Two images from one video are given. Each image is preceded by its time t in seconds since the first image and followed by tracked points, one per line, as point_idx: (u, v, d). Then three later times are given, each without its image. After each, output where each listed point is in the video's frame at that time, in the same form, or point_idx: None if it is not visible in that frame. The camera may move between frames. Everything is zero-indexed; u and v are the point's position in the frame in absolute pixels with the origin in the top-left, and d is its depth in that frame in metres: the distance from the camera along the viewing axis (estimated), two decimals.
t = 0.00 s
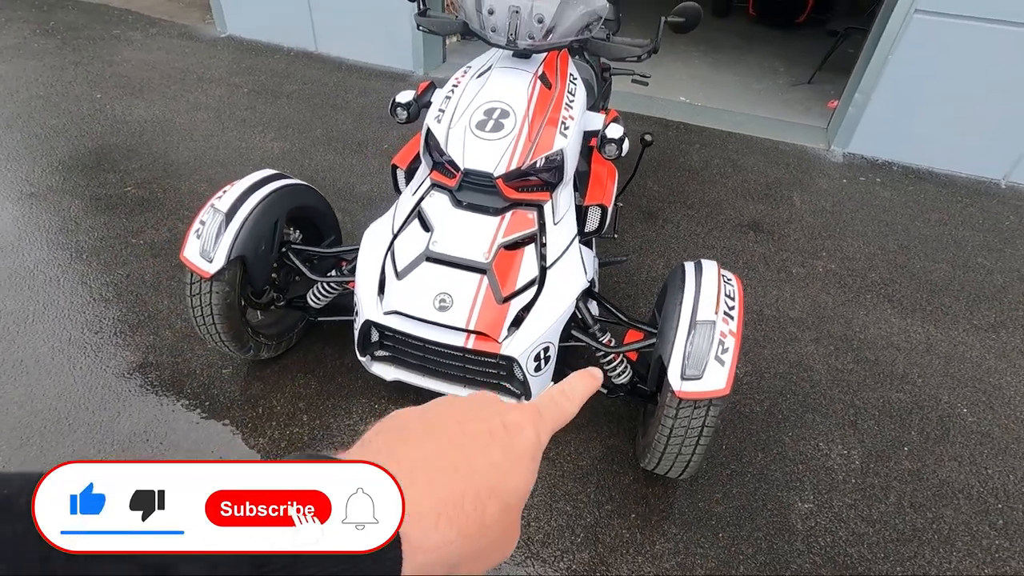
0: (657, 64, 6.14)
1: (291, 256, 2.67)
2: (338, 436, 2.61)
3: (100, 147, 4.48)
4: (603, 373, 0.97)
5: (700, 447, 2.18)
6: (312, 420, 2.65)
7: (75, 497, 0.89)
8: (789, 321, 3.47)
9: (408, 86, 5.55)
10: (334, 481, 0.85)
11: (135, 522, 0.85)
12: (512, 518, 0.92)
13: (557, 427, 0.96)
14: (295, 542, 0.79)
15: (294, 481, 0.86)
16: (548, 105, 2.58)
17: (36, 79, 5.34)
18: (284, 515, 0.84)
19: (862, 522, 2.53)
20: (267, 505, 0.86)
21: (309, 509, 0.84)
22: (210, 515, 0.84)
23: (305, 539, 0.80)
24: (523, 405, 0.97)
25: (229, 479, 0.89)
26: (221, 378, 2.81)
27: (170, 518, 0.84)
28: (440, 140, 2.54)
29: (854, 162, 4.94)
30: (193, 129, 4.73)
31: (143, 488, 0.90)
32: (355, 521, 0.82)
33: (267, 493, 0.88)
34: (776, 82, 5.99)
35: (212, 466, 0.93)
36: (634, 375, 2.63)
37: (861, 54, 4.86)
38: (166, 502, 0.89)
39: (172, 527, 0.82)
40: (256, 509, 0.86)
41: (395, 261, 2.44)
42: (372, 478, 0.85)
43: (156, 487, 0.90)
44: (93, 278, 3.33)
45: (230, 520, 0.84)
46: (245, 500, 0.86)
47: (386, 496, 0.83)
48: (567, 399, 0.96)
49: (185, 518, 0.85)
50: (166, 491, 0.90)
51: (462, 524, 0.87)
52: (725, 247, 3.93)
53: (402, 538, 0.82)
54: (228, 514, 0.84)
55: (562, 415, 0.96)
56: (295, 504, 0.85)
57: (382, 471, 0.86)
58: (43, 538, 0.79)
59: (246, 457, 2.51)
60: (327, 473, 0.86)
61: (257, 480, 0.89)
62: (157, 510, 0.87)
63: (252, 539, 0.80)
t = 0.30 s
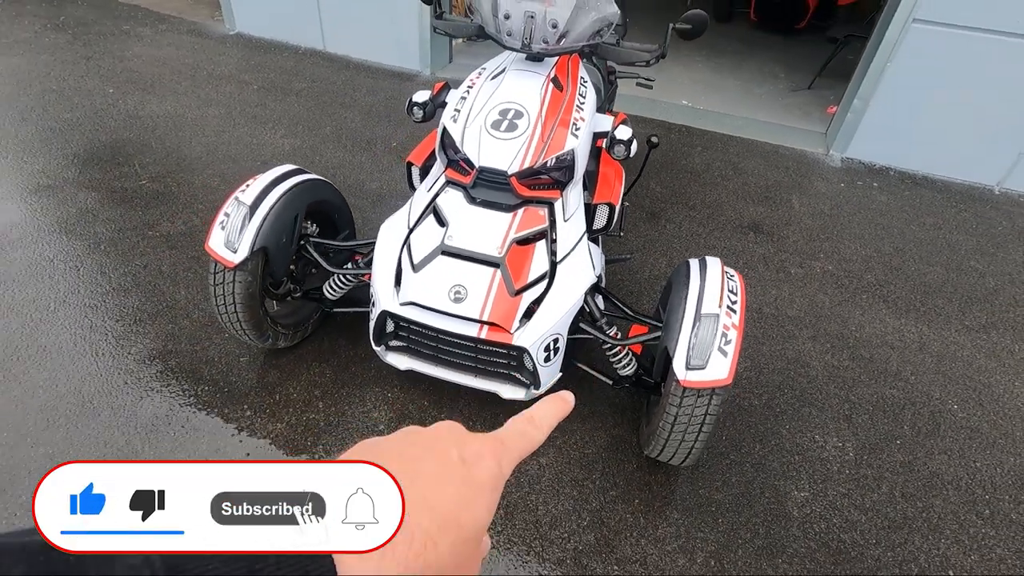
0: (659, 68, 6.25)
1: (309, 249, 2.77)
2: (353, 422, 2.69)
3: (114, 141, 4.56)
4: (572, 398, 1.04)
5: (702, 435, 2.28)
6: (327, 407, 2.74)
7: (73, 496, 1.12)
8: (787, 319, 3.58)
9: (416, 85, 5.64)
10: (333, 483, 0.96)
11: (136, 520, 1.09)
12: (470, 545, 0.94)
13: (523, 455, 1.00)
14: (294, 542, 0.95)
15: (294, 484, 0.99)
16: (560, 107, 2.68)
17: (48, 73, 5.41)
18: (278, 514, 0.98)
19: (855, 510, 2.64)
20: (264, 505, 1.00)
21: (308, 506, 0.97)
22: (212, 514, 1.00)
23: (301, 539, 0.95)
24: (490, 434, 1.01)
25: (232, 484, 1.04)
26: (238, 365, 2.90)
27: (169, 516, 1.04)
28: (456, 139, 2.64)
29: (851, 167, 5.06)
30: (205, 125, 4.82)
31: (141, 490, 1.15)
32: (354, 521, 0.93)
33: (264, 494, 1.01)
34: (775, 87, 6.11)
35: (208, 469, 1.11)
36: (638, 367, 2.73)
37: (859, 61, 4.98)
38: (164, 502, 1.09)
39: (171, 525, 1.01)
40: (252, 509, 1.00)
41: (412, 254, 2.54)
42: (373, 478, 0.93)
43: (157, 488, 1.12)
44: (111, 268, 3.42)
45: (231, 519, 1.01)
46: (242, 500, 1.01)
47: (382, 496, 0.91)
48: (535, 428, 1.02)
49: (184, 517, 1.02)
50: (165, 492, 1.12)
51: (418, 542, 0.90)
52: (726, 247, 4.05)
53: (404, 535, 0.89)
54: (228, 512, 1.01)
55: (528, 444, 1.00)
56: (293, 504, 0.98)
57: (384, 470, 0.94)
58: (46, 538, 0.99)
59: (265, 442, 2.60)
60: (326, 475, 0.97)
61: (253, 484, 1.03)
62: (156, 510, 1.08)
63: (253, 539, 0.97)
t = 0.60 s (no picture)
0: (679, 84, 6.33)
1: (335, 252, 2.88)
2: (372, 420, 2.78)
3: (150, 146, 4.74)
4: (582, 389, 0.92)
5: (714, 441, 2.33)
6: (348, 405, 2.83)
7: (72, 495, 0.92)
8: (801, 333, 3.61)
9: (439, 97, 5.78)
10: (333, 480, 0.80)
11: (135, 521, 0.89)
12: (472, 554, 0.79)
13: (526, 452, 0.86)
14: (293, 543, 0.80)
15: (301, 480, 0.81)
16: (580, 120, 2.77)
17: (89, 81, 5.64)
18: (279, 515, 0.82)
19: (866, 523, 2.66)
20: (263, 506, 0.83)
21: (311, 507, 0.80)
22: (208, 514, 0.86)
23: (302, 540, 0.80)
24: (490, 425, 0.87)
25: (229, 481, 0.86)
26: (264, 363, 3.01)
27: (169, 517, 0.87)
28: (479, 150, 2.74)
29: (870, 184, 5.08)
30: (235, 132, 4.99)
31: (141, 488, 0.92)
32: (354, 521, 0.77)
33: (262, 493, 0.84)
34: (795, 104, 6.15)
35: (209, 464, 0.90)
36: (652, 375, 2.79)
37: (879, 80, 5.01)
38: (163, 501, 0.90)
39: (170, 526, 0.87)
40: (251, 509, 0.84)
41: (434, 259, 2.63)
42: (372, 477, 0.77)
43: (153, 486, 0.91)
44: (145, 267, 3.56)
45: (228, 520, 0.85)
46: (240, 501, 0.85)
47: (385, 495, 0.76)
48: (542, 418, 0.87)
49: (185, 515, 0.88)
50: (165, 492, 0.90)
51: (416, 549, 0.75)
52: (742, 261, 4.10)
53: (404, 537, 0.75)
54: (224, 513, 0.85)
55: (535, 436, 0.86)
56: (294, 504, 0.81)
57: (383, 467, 0.78)
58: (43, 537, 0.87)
59: (288, 436, 2.69)
60: (326, 471, 0.80)
61: (254, 483, 0.85)
62: (156, 510, 0.89)
63: (252, 539, 0.84)
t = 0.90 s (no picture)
0: (711, 102, 6.35)
1: (358, 247, 2.99)
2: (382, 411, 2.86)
3: (193, 140, 4.96)
4: (591, 374, 0.82)
5: (713, 452, 2.34)
6: (361, 394, 2.92)
7: (72, 496, 0.77)
8: (817, 355, 3.59)
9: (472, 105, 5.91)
10: (330, 477, 0.64)
11: (136, 522, 0.74)
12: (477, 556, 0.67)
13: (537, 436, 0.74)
14: (296, 543, 0.65)
15: (300, 477, 0.66)
16: (601, 131, 2.84)
17: (142, 77, 5.93)
18: (280, 517, 0.66)
19: (869, 547, 2.63)
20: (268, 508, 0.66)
21: (311, 507, 0.64)
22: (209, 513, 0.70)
23: (305, 540, 0.65)
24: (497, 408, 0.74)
25: (228, 478, 0.69)
26: (284, 349, 3.13)
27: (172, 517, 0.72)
28: (501, 155, 2.82)
29: (900, 211, 5.01)
30: (274, 130, 5.18)
31: (142, 488, 0.75)
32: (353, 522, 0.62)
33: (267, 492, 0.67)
34: (829, 127, 6.11)
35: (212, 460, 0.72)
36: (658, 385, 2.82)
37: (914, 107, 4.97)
38: (165, 501, 0.73)
39: (172, 527, 0.71)
40: (252, 511, 0.68)
41: (451, 257, 2.71)
42: (371, 476, 0.62)
43: (153, 485, 0.74)
44: (180, 253, 3.73)
45: (230, 522, 0.69)
46: (242, 500, 0.68)
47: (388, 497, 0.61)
48: (552, 400, 0.76)
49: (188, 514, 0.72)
50: (165, 491, 0.73)
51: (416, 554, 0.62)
52: (761, 279, 4.09)
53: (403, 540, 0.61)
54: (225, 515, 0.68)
55: (545, 420, 0.74)
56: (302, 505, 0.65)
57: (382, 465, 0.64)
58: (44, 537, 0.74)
59: (301, 420, 2.79)
60: (323, 468, 0.64)
61: (257, 481, 0.69)
62: (158, 509, 0.73)
63: (253, 541, 0.68)
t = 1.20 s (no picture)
0: (733, 117, 6.38)
1: (371, 244, 3.11)
2: (386, 402, 2.96)
3: (224, 140, 5.17)
4: (618, 373, 0.87)
5: (702, 454, 2.39)
6: (367, 385, 3.04)
7: (73, 496, 0.83)
8: (822, 368, 3.60)
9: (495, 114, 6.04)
10: (333, 478, 0.75)
11: (135, 521, 0.82)
12: (499, 543, 0.74)
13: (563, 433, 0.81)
14: (294, 541, 0.78)
15: (301, 478, 0.78)
16: (608, 138, 2.92)
17: (181, 79, 6.20)
18: (278, 515, 0.77)
19: (860, 559, 2.63)
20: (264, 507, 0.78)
21: (310, 506, 0.76)
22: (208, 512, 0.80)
23: (303, 539, 0.77)
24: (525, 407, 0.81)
25: (228, 480, 0.80)
26: (298, 340, 3.26)
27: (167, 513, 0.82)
28: (510, 159, 2.92)
29: (918, 230, 4.98)
30: (302, 133, 5.37)
31: (141, 488, 0.84)
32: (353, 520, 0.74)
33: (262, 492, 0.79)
34: (851, 145, 6.09)
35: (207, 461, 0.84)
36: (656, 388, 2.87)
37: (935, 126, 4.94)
38: (164, 501, 0.82)
39: (170, 523, 0.81)
40: (251, 510, 0.79)
41: (458, 256, 2.81)
42: (373, 477, 0.73)
43: (154, 486, 0.82)
44: (205, 245, 3.90)
45: (228, 520, 0.80)
46: (241, 500, 0.79)
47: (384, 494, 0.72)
48: (576, 400, 0.83)
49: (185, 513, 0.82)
50: (165, 492, 0.82)
51: (431, 544, 0.70)
52: (770, 293, 4.11)
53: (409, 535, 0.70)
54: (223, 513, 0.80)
55: (570, 419, 0.82)
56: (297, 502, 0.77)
57: (386, 468, 0.75)
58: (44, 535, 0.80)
59: (309, 407, 2.91)
60: (327, 471, 0.76)
61: (253, 482, 0.80)
62: (156, 507, 0.82)
63: (252, 538, 0.79)
